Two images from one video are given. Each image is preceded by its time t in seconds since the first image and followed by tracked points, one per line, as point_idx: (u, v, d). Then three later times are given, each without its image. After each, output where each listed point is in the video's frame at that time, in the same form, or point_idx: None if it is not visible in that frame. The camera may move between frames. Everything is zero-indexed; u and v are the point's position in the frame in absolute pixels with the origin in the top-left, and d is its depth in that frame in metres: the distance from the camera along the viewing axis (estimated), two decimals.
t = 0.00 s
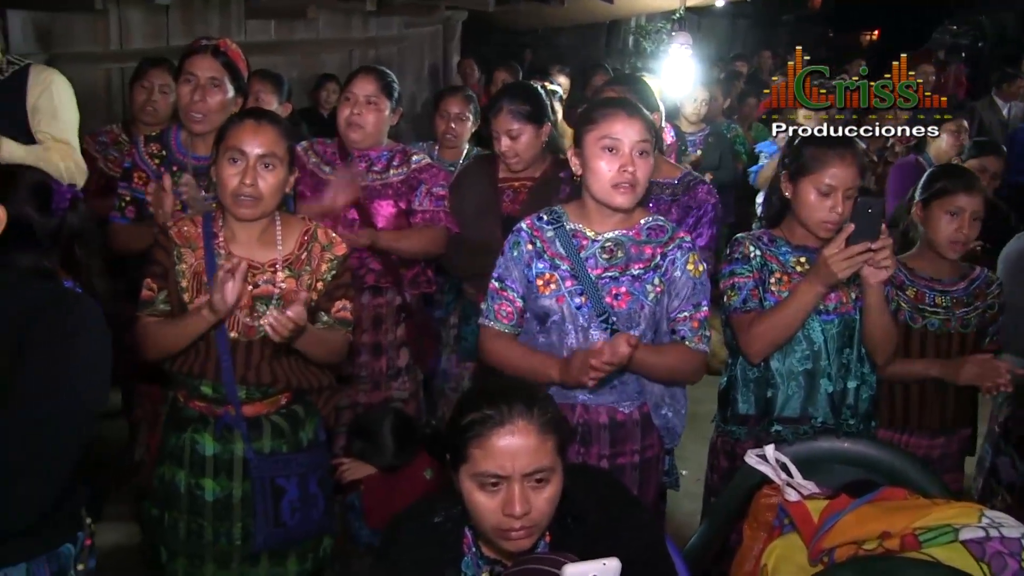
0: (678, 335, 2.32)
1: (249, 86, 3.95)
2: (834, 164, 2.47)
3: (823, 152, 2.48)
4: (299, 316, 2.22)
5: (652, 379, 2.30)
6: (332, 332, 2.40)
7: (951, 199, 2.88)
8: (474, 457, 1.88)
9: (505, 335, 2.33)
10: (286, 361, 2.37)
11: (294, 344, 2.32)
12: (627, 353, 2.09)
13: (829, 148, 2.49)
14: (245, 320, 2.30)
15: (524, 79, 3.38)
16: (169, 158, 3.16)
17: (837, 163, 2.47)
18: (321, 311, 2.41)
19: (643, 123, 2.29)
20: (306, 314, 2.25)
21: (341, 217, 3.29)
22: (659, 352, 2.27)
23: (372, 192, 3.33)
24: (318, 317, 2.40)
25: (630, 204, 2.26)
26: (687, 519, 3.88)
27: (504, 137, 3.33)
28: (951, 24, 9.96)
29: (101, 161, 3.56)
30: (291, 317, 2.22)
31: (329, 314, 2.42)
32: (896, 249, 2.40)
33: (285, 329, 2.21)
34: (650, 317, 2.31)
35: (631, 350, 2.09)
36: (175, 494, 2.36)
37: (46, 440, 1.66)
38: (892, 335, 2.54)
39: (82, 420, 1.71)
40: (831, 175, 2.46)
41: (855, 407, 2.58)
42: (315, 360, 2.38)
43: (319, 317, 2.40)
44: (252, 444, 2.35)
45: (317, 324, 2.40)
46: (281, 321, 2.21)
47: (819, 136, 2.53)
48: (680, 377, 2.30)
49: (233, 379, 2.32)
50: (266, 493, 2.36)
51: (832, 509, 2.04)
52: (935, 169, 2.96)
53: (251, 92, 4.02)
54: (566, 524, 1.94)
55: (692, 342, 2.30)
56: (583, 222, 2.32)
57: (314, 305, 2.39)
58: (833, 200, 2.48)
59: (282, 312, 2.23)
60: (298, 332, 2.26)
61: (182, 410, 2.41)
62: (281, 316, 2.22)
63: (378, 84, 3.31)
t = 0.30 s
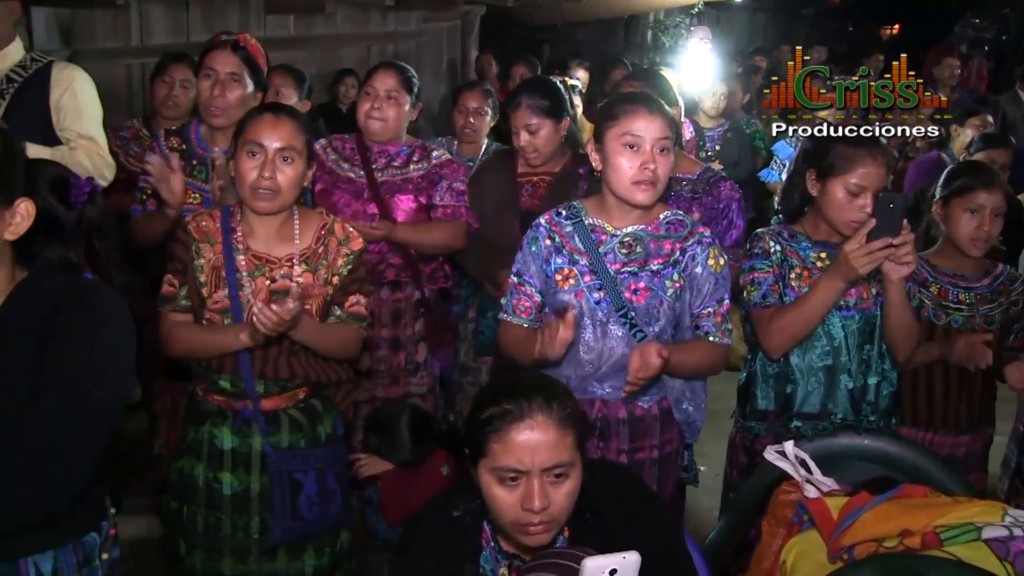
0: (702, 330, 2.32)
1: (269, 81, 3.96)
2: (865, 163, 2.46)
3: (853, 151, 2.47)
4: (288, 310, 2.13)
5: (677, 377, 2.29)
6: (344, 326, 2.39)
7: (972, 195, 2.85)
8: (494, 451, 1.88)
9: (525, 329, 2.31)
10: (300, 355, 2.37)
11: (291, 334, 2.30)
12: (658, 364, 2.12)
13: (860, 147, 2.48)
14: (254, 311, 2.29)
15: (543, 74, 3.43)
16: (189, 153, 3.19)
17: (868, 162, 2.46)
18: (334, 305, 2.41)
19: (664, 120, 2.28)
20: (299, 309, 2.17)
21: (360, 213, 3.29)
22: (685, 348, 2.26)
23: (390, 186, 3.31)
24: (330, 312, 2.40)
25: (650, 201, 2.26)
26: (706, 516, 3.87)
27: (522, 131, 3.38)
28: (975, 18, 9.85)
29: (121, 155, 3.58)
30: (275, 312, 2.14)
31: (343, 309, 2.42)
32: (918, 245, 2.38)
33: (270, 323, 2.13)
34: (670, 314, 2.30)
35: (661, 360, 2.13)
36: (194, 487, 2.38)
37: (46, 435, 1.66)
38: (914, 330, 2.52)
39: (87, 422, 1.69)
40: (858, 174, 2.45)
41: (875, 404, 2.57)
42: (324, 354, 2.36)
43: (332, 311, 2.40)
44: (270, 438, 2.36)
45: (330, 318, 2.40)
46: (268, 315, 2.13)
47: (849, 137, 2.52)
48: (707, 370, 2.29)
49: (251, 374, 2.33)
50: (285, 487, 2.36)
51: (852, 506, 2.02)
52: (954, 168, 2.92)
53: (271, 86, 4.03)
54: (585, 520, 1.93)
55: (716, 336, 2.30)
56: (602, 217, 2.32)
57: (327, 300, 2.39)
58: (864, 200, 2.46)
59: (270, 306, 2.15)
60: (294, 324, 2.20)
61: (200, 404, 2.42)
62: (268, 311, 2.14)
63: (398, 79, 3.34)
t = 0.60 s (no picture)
0: (713, 326, 2.31)
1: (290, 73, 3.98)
2: (894, 162, 2.45)
3: (885, 151, 2.46)
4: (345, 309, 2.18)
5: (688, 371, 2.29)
6: (371, 319, 2.39)
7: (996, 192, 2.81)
8: (513, 445, 1.88)
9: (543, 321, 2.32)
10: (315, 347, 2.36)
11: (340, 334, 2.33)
12: (662, 349, 2.09)
13: (892, 147, 2.48)
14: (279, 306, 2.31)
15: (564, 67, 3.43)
16: (211, 146, 3.19)
17: (899, 162, 2.45)
18: (361, 298, 2.41)
19: (688, 115, 2.28)
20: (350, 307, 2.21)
21: (379, 205, 3.30)
22: (693, 343, 2.26)
23: (410, 179, 3.33)
24: (358, 304, 2.40)
25: (673, 195, 2.25)
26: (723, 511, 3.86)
27: (542, 126, 3.40)
28: (1000, 13, 9.74)
29: (144, 147, 3.61)
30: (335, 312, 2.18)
31: (369, 301, 2.42)
32: (940, 243, 2.35)
33: (331, 324, 2.17)
34: (687, 309, 2.30)
35: (666, 345, 2.09)
36: (214, 477, 2.40)
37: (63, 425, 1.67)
38: (935, 329, 2.51)
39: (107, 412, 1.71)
40: (889, 174, 2.44)
41: (894, 402, 2.56)
42: (355, 343, 2.36)
43: (359, 304, 2.40)
44: (290, 430, 2.37)
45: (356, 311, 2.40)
46: (329, 317, 2.17)
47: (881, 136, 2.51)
48: (716, 370, 2.29)
49: (272, 366, 2.34)
50: (304, 479, 2.38)
51: (868, 504, 2.02)
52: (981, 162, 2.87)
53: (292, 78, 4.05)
54: (603, 514, 1.94)
55: (727, 334, 2.29)
56: (623, 211, 2.32)
57: (354, 292, 2.40)
58: (892, 201, 2.45)
59: (329, 308, 2.18)
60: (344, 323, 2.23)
61: (220, 395, 2.44)
62: (328, 311, 2.17)
63: (416, 71, 3.35)
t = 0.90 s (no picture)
0: (740, 323, 2.31)
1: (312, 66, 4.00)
2: (924, 161, 2.43)
3: (916, 150, 2.44)
4: (337, 292, 2.13)
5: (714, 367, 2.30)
6: (384, 310, 2.39)
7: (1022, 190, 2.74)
8: (534, 437, 1.89)
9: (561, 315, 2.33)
10: (343, 338, 2.38)
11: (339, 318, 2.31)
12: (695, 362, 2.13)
13: (922, 146, 2.45)
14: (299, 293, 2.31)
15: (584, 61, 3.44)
16: (234, 136, 3.21)
17: (928, 162, 2.43)
18: (376, 288, 2.42)
19: (705, 109, 2.27)
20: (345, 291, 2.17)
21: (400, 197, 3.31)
22: (718, 341, 2.26)
23: (431, 172, 3.33)
24: (371, 295, 2.42)
25: (688, 189, 2.25)
26: (740, 508, 3.86)
27: (563, 120, 3.43)
28: None
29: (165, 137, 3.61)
30: (325, 293, 2.14)
31: (385, 292, 2.42)
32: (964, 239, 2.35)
33: (320, 305, 2.13)
34: (707, 306, 2.30)
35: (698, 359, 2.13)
36: (235, 467, 2.42)
37: (75, 420, 1.69)
38: (958, 326, 2.50)
39: (131, 401, 1.74)
40: (917, 173, 2.42)
41: (915, 399, 2.56)
42: (368, 339, 2.38)
43: (373, 295, 2.41)
44: (311, 421, 2.39)
45: (372, 302, 2.41)
46: (318, 298, 2.13)
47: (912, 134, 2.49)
48: (743, 363, 2.30)
49: (294, 356, 2.36)
50: (325, 470, 2.39)
51: (887, 502, 2.01)
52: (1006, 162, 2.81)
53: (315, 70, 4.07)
54: (622, 508, 1.94)
55: (754, 329, 2.30)
56: (641, 205, 2.31)
57: (367, 284, 2.41)
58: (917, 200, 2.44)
59: (319, 289, 2.14)
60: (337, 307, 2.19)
61: (241, 385, 2.45)
62: (317, 292, 2.14)
63: (436, 64, 3.35)
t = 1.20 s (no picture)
0: (754, 320, 2.30)
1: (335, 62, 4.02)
2: (953, 164, 2.41)
3: (944, 151, 2.42)
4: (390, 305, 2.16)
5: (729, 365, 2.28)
6: (415, 308, 2.40)
7: None
8: (556, 434, 1.90)
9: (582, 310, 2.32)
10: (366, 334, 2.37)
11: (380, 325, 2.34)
12: (703, 341, 2.06)
13: (950, 148, 2.43)
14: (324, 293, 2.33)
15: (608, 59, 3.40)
16: (257, 130, 3.21)
17: (956, 164, 2.41)
18: (406, 286, 2.42)
19: (725, 107, 2.26)
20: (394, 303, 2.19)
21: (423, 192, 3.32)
22: (735, 335, 2.24)
23: (452, 167, 3.33)
24: (402, 293, 2.41)
25: (708, 189, 2.25)
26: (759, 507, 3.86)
27: (587, 120, 3.41)
28: None
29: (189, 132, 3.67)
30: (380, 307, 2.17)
31: (414, 289, 2.42)
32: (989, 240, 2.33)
33: (376, 321, 2.16)
34: (728, 301, 2.30)
35: (706, 338, 2.06)
36: (258, 460, 2.43)
37: (99, 416, 1.71)
38: (982, 327, 2.49)
39: (152, 396, 1.76)
40: (945, 176, 2.41)
41: (938, 401, 2.54)
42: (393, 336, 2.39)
43: (404, 293, 2.41)
44: (333, 416, 2.40)
45: (402, 299, 2.41)
46: (373, 313, 2.15)
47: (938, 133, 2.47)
48: (760, 362, 2.28)
49: (317, 350, 2.35)
50: (346, 464, 2.40)
51: (909, 503, 2.00)
52: None
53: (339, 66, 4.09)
54: (643, 506, 1.94)
55: (768, 328, 2.28)
56: (664, 203, 2.32)
57: (398, 282, 2.41)
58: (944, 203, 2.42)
59: (371, 303, 2.17)
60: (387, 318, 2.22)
61: (265, 379, 2.47)
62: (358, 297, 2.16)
63: (458, 61, 3.36)
